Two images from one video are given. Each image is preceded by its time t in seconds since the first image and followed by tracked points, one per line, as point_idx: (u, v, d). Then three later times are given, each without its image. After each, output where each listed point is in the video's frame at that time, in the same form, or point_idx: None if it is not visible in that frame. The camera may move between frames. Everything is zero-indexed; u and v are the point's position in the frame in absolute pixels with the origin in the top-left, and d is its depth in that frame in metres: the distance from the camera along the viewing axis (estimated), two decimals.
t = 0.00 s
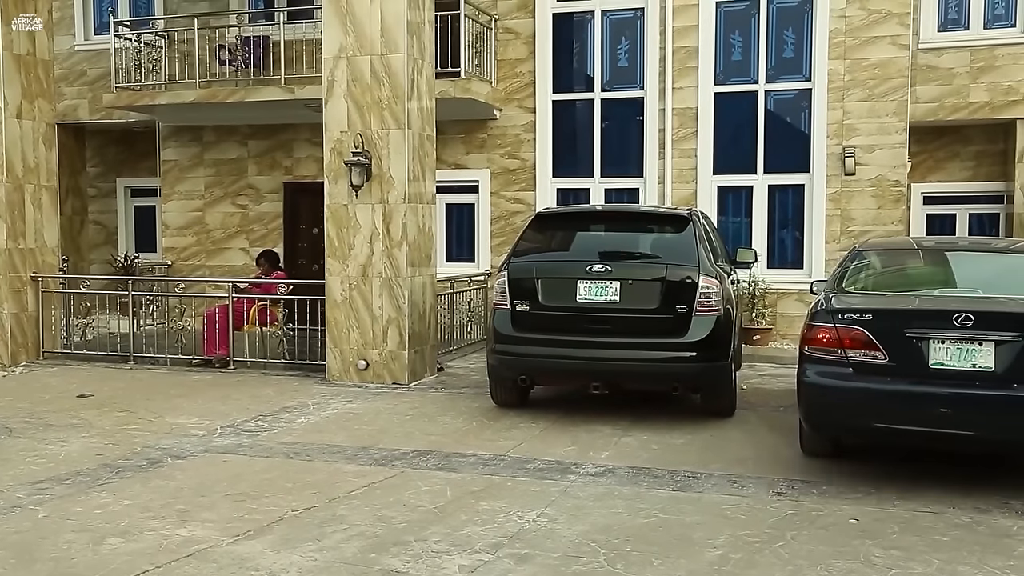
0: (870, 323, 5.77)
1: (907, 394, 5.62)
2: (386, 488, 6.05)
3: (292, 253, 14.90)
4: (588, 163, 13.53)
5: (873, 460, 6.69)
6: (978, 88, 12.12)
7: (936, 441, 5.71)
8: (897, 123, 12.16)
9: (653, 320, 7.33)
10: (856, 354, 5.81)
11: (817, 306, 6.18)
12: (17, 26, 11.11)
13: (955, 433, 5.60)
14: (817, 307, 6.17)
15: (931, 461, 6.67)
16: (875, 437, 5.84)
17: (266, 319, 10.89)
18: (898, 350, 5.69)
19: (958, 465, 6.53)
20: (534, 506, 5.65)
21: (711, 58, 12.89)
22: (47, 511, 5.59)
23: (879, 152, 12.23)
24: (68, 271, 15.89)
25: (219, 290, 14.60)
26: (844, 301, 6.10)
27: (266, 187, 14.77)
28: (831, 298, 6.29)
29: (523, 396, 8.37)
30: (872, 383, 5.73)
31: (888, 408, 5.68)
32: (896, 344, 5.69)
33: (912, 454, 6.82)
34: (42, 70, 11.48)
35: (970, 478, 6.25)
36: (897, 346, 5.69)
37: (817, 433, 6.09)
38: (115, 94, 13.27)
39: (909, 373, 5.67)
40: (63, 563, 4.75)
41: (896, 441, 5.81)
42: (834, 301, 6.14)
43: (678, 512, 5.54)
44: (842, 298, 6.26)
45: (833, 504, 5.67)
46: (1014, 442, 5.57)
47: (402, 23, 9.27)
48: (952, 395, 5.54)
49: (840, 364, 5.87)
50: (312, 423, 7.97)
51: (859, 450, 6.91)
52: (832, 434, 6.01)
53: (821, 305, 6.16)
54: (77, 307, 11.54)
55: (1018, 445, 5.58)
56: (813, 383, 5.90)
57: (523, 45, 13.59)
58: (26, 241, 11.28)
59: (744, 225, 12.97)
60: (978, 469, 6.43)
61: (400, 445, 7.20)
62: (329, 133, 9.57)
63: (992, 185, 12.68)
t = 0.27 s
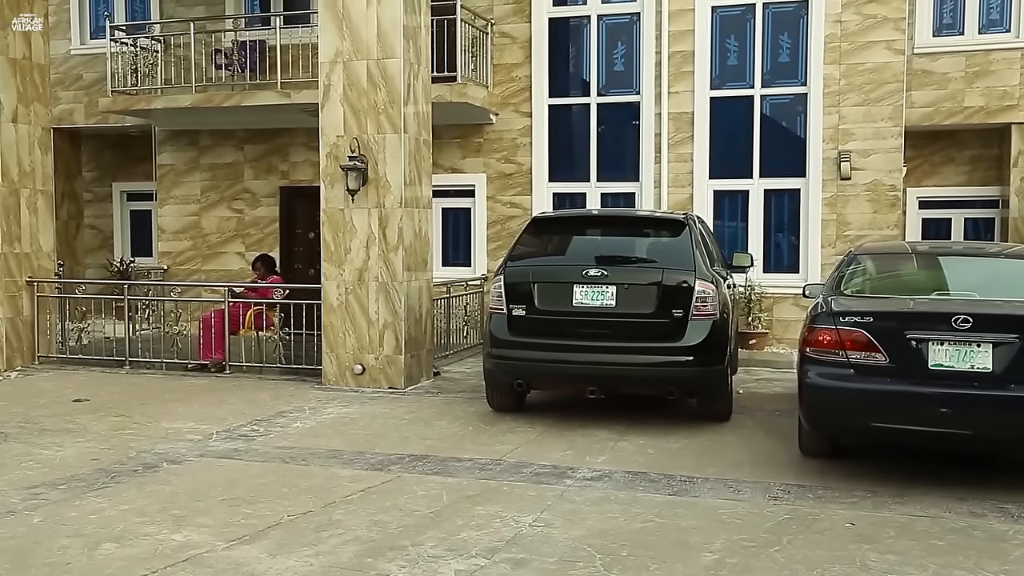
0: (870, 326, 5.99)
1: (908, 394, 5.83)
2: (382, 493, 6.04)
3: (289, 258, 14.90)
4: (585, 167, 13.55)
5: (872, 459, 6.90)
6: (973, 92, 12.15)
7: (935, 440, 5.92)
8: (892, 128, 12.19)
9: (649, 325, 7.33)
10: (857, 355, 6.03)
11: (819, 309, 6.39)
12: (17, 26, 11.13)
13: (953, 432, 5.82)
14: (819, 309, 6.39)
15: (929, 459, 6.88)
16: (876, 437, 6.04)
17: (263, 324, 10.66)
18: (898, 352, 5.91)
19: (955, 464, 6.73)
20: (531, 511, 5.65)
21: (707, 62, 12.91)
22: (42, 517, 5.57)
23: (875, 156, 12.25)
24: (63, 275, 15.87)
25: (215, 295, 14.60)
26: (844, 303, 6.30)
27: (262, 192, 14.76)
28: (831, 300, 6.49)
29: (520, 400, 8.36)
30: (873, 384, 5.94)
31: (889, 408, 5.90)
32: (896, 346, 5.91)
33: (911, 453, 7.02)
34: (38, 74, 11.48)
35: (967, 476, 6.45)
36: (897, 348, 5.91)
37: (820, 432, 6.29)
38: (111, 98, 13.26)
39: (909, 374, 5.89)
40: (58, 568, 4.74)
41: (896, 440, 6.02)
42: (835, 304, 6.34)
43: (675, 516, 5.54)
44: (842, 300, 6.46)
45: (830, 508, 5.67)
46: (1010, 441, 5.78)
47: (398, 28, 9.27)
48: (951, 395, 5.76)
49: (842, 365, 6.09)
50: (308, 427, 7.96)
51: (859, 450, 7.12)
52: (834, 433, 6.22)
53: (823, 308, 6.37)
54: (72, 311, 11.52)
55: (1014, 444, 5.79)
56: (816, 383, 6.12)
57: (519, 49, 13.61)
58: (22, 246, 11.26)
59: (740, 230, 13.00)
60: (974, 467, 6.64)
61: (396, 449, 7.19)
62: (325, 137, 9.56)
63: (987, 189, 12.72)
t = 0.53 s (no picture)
0: (870, 328, 6.01)
1: (907, 395, 5.86)
2: (379, 497, 6.04)
3: (286, 262, 14.90)
4: (583, 171, 13.56)
5: (870, 461, 6.92)
6: (969, 96, 12.18)
7: (934, 441, 5.94)
8: (889, 132, 12.22)
9: (647, 328, 7.34)
10: (858, 357, 6.05)
11: (819, 312, 6.41)
12: (17, 26, 11.14)
13: (952, 433, 5.84)
14: (819, 313, 6.40)
15: (927, 463, 6.90)
16: (875, 438, 6.06)
17: (260, 328, 10.76)
18: (898, 354, 5.93)
19: (953, 468, 6.75)
20: (528, 515, 5.65)
21: (704, 66, 12.93)
22: (38, 521, 5.56)
23: (872, 160, 12.27)
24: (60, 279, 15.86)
25: (212, 299, 14.59)
26: (844, 307, 6.32)
27: (259, 196, 14.76)
28: (831, 303, 6.50)
29: (517, 404, 8.37)
30: (873, 385, 5.96)
31: (888, 409, 5.91)
32: (896, 347, 5.93)
33: (908, 457, 7.05)
34: (35, 78, 11.48)
35: (965, 479, 6.47)
36: (897, 350, 5.93)
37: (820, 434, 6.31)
38: (108, 102, 13.26)
39: (909, 376, 5.91)
40: (54, 573, 4.73)
41: (895, 441, 6.04)
42: (835, 307, 6.35)
43: (672, 521, 5.54)
44: (841, 303, 6.47)
45: (827, 512, 5.68)
46: (1009, 442, 5.81)
47: (396, 32, 9.28)
48: (950, 396, 5.78)
49: (842, 367, 6.10)
50: (305, 432, 7.95)
51: (857, 452, 7.15)
52: (834, 435, 6.24)
53: (824, 311, 6.38)
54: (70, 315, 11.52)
55: (1012, 445, 5.82)
56: (817, 385, 6.13)
57: (516, 53, 13.62)
58: (19, 250, 11.25)
59: (737, 234, 13.01)
60: (973, 471, 6.66)
61: (394, 453, 7.19)
62: (322, 141, 9.57)
63: (984, 194, 12.75)
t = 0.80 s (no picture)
0: (870, 330, 6.02)
1: (906, 396, 5.86)
2: (378, 501, 6.04)
3: (284, 265, 14.90)
4: (580, 175, 13.57)
5: (868, 464, 6.92)
6: (967, 101, 12.21)
7: (932, 442, 5.94)
8: (886, 136, 12.24)
9: (645, 332, 7.34)
10: (858, 359, 6.05)
11: (818, 315, 6.41)
12: (17, 25, 11.13)
13: (951, 434, 5.85)
14: (819, 316, 6.40)
15: (925, 466, 6.90)
16: (874, 439, 6.06)
17: (258, 332, 10.84)
18: (897, 356, 5.94)
19: (951, 471, 6.75)
20: (526, 519, 5.64)
21: (702, 70, 12.95)
22: (36, 525, 5.56)
23: (869, 164, 12.29)
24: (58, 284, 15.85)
25: (210, 303, 14.59)
26: (843, 309, 6.32)
27: (257, 200, 14.76)
28: (830, 306, 6.51)
29: (515, 408, 8.37)
30: (872, 387, 5.96)
31: (888, 410, 5.92)
32: (895, 349, 5.94)
33: (905, 460, 7.05)
34: (33, 82, 11.48)
35: (963, 482, 6.47)
36: (896, 352, 5.94)
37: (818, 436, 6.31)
38: (107, 106, 13.26)
39: (908, 377, 5.91)
40: None
41: (894, 442, 6.04)
42: (834, 310, 6.36)
43: (670, 525, 5.54)
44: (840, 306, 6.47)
45: (825, 516, 5.68)
46: (1007, 443, 5.81)
47: (394, 36, 9.29)
48: (949, 398, 5.79)
49: (842, 369, 6.11)
50: (303, 436, 7.95)
51: (855, 455, 7.15)
52: (832, 437, 6.24)
53: (823, 314, 6.39)
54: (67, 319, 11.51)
55: (1011, 446, 5.82)
56: (816, 387, 6.14)
57: (514, 58, 13.64)
58: (17, 254, 11.24)
59: (735, 238, 13.02)
60: (971, 474, 6.66)
61: (391, 457, 7.18)
62: (320, 145, 9.57)
63: (981, 198, 12.77)
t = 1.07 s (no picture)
0: (870, 332, 6.01)
1: (905, 397, 5.86)
2: (376, 504, 6.03)
3: (282, 268, 14.89)
4: (579, 178, 13.57)
5: (867, 465, 6.92)
6: (965, 104, 12.22)
7: (931, 443, 5.94)
8: (885, 139, 12.25)
9: (644, 335, 7.33)
10: (858, 361, 6.05)
11: (818, 317, 6.41)
12: (17, 25, 11.15)
13: (950, 435, 5.84)
14: (818, 318, 6.40)
15: (923, 467, 6.90)
16: (875, 440, 6.06)
17: (257, 335, 10.80)
18: (896, 357, 5.94)
19: (949, 472, 6.75)
20: (525, 522, 5.64)
21: (700, 73, 12.96)
22: (33, 528, 5.55)
23: (867, 167, 12.31)
24: (56, 287, 15.84)
25: (208, 305, 14.57)
26: (842, 311, 6.32)
27: (256, 203, 14.75)
28: (829, 308, 6.51)
29: (514, 411, 8.36)
30: (872, 388, 5.96)
31: (887, 411, 5.92)
32: (895, 351, 5.94)
33: (904, 461, 7.05)
34: (31, 85, 11.47)
35: (961, 483, 6.47)
36: (896, 353, 5.94)
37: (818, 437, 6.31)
38: (105, 109, 13.26)
39: (908, 378, 5.91)
40: None
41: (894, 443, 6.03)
42: (833, 312, 6.36)
43: (669, 527, 5.54)
44: (840, 307, 6.48)
45: (824, 519, 5.67)
46: (1006, 444, 5.81)
47: (392, 39, 9.29)
48: (948, 399, 5.79)
49: (842, 371, 6.10)
50: (302, 438, 7.94)
51: (853, 456, 7.15)
52: (831, 438, 6.24)
53: (822, 316, 6.39)
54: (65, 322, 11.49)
55: (1010, 446, 5.82)
56: (815, 388, 6.14)
57: (512, 60, 13.65)
58: (14, 256, 11.22)
59: (733, 240, 13.02)
60: (969, 475, 6.67)
61: (390, 460, 7.18)
62: (319, 147, 9.57)
63: (979, 201, 12.79)
